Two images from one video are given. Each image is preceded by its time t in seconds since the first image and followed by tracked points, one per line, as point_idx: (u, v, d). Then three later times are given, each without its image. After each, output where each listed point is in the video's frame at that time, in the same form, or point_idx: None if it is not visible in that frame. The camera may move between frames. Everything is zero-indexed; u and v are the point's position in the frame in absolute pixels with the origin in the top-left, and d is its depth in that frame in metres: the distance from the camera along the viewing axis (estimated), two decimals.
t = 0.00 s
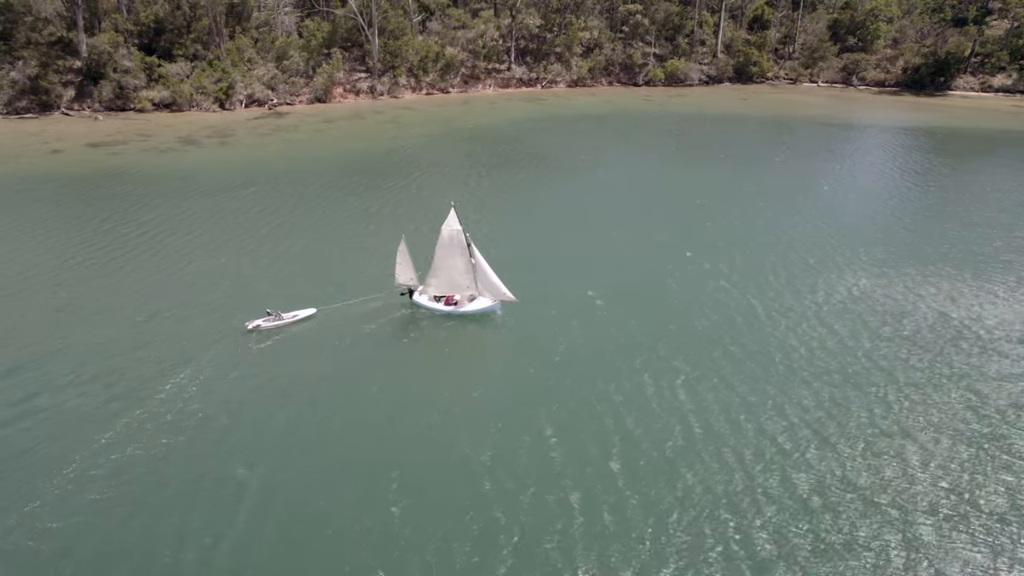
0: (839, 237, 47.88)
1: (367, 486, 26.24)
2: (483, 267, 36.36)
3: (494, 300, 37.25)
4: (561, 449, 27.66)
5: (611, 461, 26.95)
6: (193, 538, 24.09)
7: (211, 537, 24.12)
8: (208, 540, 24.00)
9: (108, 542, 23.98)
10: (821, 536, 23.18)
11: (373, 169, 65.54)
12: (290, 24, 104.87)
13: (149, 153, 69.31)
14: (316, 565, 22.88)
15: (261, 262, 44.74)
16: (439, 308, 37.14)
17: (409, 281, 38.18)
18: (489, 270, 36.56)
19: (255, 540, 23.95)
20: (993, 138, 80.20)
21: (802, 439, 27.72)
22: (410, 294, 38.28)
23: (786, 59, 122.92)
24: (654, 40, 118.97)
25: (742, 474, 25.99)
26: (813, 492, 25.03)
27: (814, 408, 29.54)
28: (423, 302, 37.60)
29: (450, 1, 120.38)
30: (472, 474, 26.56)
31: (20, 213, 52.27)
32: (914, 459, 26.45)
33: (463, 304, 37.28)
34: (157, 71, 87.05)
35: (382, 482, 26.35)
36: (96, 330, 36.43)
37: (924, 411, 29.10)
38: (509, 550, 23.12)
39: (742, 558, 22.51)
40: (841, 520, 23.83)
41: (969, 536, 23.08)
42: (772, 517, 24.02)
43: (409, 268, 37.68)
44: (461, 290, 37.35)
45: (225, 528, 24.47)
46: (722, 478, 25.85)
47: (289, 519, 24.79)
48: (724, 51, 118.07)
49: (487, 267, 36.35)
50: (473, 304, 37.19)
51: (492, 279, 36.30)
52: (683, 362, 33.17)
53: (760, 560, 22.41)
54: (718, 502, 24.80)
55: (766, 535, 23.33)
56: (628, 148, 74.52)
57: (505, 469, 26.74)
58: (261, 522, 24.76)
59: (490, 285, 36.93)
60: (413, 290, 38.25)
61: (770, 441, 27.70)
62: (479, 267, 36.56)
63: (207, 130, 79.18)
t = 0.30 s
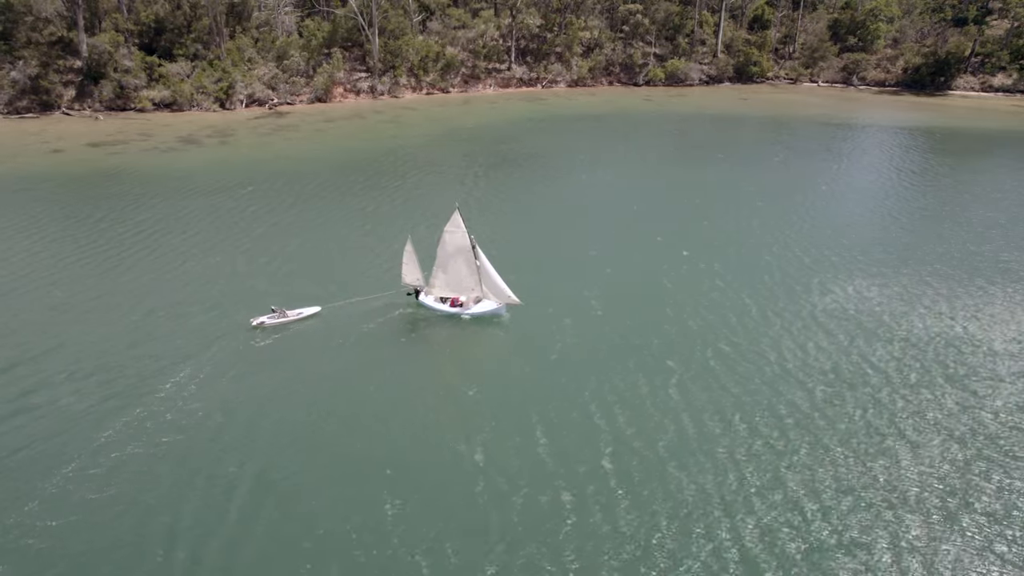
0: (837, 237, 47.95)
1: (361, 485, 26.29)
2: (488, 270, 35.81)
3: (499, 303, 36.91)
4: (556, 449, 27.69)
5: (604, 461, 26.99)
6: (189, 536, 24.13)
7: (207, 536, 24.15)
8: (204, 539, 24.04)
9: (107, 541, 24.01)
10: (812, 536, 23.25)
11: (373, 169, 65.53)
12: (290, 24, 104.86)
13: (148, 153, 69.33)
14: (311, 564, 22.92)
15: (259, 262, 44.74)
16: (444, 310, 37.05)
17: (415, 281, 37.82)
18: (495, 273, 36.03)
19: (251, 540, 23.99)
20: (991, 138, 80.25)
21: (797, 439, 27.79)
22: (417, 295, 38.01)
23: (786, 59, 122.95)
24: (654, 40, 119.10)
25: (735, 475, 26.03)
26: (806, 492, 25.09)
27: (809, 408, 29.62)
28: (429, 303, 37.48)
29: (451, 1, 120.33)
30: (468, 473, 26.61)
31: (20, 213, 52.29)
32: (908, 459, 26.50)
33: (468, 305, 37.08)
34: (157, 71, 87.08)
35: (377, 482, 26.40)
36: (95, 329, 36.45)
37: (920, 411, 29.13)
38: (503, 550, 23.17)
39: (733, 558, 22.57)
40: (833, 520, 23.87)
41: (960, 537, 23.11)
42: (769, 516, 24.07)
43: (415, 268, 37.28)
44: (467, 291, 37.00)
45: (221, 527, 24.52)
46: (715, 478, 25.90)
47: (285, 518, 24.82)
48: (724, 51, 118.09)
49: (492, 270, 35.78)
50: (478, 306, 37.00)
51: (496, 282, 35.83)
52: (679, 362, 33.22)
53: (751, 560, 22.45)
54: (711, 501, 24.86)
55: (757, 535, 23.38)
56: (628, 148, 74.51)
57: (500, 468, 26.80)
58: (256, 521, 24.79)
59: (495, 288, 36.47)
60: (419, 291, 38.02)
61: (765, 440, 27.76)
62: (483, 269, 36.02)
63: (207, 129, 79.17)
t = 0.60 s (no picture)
0: (838, 237, 47.92)
1: (360, 485, 26.27)
2: (493, 272, 35.58)
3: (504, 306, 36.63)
4: (555, 449, 27.70)
5: (604, 461, 26.97)
6: (187, 536, 24.16)
7: (205, 535, 24.17)
8: (202, 539, 24.05)
9: (107, 540, 24.01)
10: (810, 536, 23.25)
11: (373, 168, 65.51)
12: (290, 24, 104.90)
13: (148, 153, 69.34)
14: (312, 562, 22.99)
15: (259, 262, 44.72)
16: (449, 312, 36.73)
17: (421, 282, 37.73)
18: (499, 276, 35.81)
19: (249, 539, 24.02)
20: (991, 138, 80.23)
21: (797, 438, 27.81)
22: (422, 296, 37.87)
23: (786, 59, 122.95)
24: (654, 40, 119.11)
25: (735, 475, 26.02)
26: (805, 492, 25.10)
27: (809, 408, 29.61)
28: (434, 304, 37.29)
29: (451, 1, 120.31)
30: (467, 472, 26.62)
31: (19, 213, 52.27)
32: (907, 460, 26.50)
33: (473, 308, 36.86)
34: (157, 71, 87.11)
35: (377, 480, 26.44)
36: (95, 329, 36.45)
37: (921, 412, 29.10)
38: (501, 549, 23.17)
39: (730, 558, 22.56)
40: (831, 520, 23.88)
41: (958, 537, 23.07)
42: (770, 516, 24.08)
43: (421, 269, 37.16)
44: (472, 293, 36.79)
45: (220, 527, 24.53)
46: (715, 478, 25.90)
47: (283, 518, 24.83)
48: (724, 51, 118.10)
49: (497, 272, 35.55)
50: (483, 308, 36.78)
51: (501, 285, 35.58)
52: (678, 362, 33.22)
53: (748, 560, 22.45)
54: (709, 501, 24.85)
55: (755, 535, 23.39)
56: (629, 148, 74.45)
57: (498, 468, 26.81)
58: (255, 520, 24.80)
59: (499, 292, 36.22)
60: (425, 292, 37.86)
61: (765, 440, 27.75)
62: (489, 272, 35.82)
63: (207, 129, 79.17)
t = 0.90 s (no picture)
0: (837, 237, 47.85)
1: (357, 485, 26.22)
2: (498, 275, 35.36)
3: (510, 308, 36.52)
4: (552, 448, 27.65)
5: (602, 461, 26.92)
6: (183, 536, 24.10)
7: (202, 535, 24.12)
8: (199, 538, 23.99)
9: (104, 540, 23.95)
10: (808, 536, 23.24)
11: (373, 168, 65.42)
12: (290, 23, 104.85)
13: (147, 152, 69.27)
14: (308, 562, 22.96)
15: (258, 262, 44.64)
16: (454, 315, 36.38)
17: (425, 284, 37.48)
18: (505, 278, 35.68)
19: (246, 539, 23.96)
20: (990, 138, 80.13)
21: (796, 438, 27.77)
22: (427, 298, 37.62)
23: (786, 59, 122.97)
24: (654, 40, 118.93)
25: (734, 474, 25.98)
26: (804, 492, 25.06)
27: (809, 408, 29.55)
28: (439, 307, 36.99)
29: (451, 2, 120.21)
30: (465, 472, 26.57)
31: (18, 212, 52.20)
32: (906, 459, 26.49)
33: (479, 310, 36.57)
34: (157, 71, 87.10)
35: (373, 480, 26.42)
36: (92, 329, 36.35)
37: (920, 412, 29.09)
38: (498, 549, 23.13)
39: (728, 558, 22.55)
40: (829, 520, 23.85)
41: (955, 537, 23.04)
42: (764, 515, 24.08)
43: (425, 271, 36.85)
44: (477, 296, 36.51)
45: (216, 527, 24.46)
46: (713, 478, 25.86)
47: (280, 517, 24.79)
48: (724, 51, 118.13)
49: (502, 275, 35.34)
50: (490, 311, 36.56)
51: (507, 288, 35.39)
52: (677, 362, 33.16)
53: (746, 560, 22.43)
54: (707, 501, 24.82)
55: (753, 535, 23.36)
56: (629, 148, 74.45)
57: (495, 467, 26.77)
58: (251, 520, 24.74)
59: (505, 293, 36.06)
60: (429, 294, 37.53)
61: (764, 440, 27.71)
62: (494, 274, 35.60)
63: (207, 129, 79.06)
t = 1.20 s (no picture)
0: (829, 236, 48.06)
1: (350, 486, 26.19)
2: (497, 279, 34.71)
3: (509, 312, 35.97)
4: (544, 448, 27.69)
5: (595, 461, 26.97)
6: (173, 538, 24.03)
7: (193, 537, 24.05)
8: (190, 541, 23.93)
9: (91, 544, 23.80)
10: (790, 535, 23.32)
11: (365, 168, 65.38)
12: (282, 24, 104.59)
13: (137, 153, 69.00)
14: (295, 564, 22.92)
15: (250, 263, 44.57)
16: (454, 318, 35.93)
17: (424, 287, 36.85)
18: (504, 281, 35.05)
19: (237, 541, 23.90)
20: (979, 137, 80.54)
21: (788, 437, 27.88)
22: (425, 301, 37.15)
23: (777, 59, 123.49)
24: (646, 40, 119.11)
25: (727, 474, 26.07)
26: (796, 490, 25.18)
27: (802, 407, 29.67)
28: (438, 310, 36.53)
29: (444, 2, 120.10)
30: (456, 472, 26.60)
31: (6, 213, 51.87)
32: (897, 457, 26.65)
33: (478, 314, 36.06)
34: (148, 71, 86.75)
35: (361, 482, 26.40)
36: (81, 331, 36.14)
37: (908, 409, 29.31)
38: (488, 549, 23.19)
39: (719, 558, 22.59)
40: (820, 518, 23.95)
41: (945, 535, 23.19)
42: (747, 515, 24.16)
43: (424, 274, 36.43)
44: (476, 300, 35.91)
45: (206, 529, 24.41)
46: (707, 478, 25.92)
47: (272, 520, 24.75)
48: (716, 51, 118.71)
49: (501, 279, 34.70)
50: (488, 315, 36.05)
51: (506, 292, 34.77)
52: (670, 362, 33.21)
53: (738, 558, 22.52)
54: (699, 501, 24.86)
55: (746, 534, 23.46)
56: (621, 147, 74.68)
57: (488, 468, 26.78)
58: (243, 521, 24.74)
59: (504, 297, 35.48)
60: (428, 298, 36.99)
61: (756, 440, 27.81)
62: (492, 278, 34.89)
63: (198, 130, 78.75)
